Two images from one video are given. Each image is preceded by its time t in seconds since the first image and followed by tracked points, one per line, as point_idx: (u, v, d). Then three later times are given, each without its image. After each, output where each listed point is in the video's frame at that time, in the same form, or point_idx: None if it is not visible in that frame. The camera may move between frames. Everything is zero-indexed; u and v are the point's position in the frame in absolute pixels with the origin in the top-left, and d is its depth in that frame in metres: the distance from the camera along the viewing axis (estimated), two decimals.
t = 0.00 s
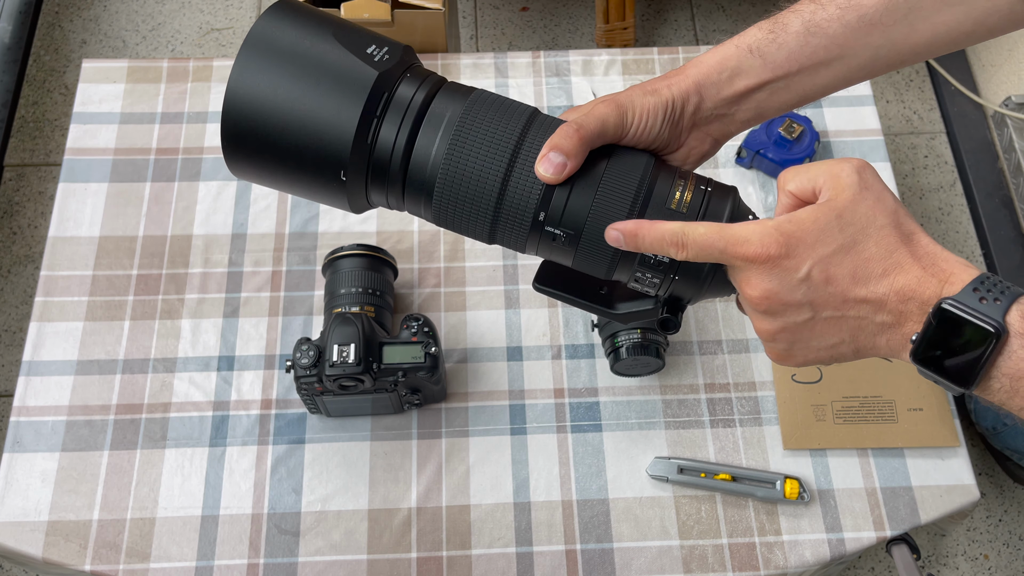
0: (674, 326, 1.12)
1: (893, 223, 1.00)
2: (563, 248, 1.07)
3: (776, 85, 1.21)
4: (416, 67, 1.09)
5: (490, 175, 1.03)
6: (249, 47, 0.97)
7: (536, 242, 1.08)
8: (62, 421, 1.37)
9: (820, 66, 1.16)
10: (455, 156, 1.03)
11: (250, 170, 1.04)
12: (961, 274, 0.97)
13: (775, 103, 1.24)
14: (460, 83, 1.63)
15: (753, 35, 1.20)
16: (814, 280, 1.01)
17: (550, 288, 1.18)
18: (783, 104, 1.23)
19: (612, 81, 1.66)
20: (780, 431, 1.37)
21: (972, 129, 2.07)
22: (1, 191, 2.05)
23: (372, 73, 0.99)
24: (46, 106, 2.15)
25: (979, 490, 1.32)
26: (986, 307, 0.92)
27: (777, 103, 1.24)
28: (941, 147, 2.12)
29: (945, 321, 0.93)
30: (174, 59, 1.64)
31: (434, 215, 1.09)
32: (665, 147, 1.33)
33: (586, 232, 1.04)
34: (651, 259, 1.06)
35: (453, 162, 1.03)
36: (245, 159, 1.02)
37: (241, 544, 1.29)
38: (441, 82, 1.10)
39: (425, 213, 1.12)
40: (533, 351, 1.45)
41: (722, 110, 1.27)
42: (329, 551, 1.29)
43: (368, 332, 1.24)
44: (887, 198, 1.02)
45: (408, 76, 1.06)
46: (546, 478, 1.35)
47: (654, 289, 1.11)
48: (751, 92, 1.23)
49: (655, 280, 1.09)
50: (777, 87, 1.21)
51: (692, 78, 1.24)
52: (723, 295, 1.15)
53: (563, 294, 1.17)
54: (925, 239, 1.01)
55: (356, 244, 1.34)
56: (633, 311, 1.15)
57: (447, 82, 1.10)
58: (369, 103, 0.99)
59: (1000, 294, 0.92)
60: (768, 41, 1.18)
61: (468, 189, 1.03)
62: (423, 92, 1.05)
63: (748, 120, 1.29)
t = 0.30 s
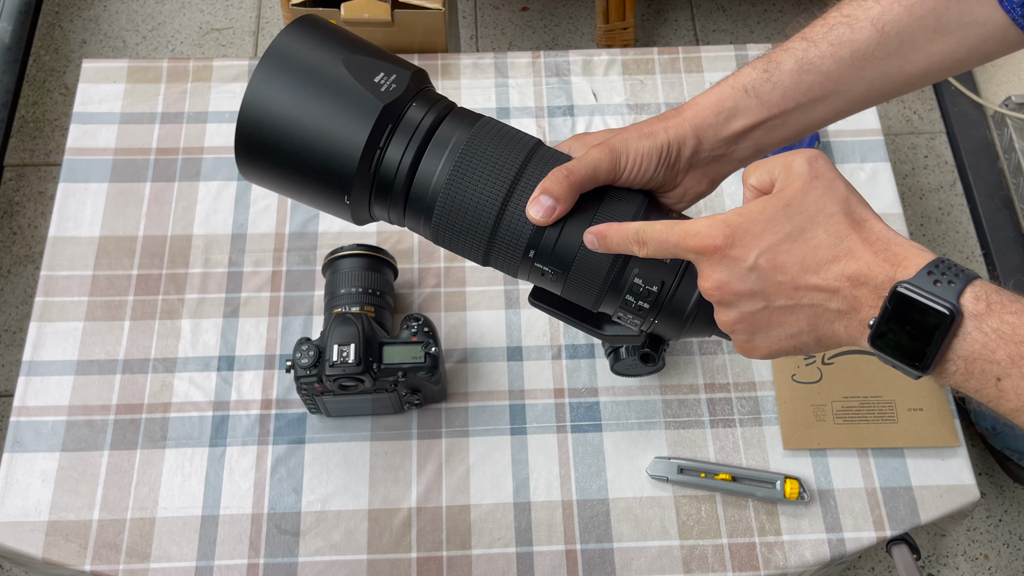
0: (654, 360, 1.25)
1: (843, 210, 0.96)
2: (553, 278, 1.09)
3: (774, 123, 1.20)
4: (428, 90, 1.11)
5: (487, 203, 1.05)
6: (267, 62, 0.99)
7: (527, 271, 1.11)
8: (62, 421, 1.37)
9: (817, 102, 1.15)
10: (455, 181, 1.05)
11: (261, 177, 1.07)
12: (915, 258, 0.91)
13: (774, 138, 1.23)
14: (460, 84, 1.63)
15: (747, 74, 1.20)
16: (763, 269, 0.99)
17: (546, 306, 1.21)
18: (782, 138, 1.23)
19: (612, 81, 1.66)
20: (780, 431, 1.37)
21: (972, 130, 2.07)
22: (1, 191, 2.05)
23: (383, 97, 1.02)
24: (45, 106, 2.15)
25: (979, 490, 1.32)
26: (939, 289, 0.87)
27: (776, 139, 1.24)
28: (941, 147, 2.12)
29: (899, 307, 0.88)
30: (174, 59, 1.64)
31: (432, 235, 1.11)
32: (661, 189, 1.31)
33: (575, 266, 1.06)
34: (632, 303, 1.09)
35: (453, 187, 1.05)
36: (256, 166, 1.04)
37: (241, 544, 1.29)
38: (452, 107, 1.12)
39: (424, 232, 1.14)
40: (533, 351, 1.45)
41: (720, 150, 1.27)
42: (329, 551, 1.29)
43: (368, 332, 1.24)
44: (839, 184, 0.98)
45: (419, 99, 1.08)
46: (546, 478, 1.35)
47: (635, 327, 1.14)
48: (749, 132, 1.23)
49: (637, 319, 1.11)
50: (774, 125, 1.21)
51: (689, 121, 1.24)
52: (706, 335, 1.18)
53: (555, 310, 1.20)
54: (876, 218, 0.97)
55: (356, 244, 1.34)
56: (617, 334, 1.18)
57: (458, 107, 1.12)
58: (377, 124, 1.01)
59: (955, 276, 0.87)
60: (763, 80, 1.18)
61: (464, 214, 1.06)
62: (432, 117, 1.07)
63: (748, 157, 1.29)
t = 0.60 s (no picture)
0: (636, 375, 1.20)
1: (828, 213, 0.92)
2: (547, 275, 1.10)
3: (785, 144, 1.22)
4: (463, 85, 1.13)
5: (493, 196, 1.06)
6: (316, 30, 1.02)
7: (523, 266, 1.11)
8: (62, 421, 1.37)
9: (827, 124, 1.17)
10: (466, 170, 1.06)
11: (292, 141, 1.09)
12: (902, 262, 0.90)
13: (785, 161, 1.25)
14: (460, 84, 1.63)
15: (761, 97, 1.23)
16: (754, 277, 0.95)
17: (546, 309, 1.24)
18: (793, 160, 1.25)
19: (612, 81, 1.66)
20: (779, 431, 1.37)
21: (972, 130, 2.06)
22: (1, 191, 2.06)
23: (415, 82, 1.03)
24: (46, 106, 2.15)
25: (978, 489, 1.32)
26: (924, 294, 0.86)
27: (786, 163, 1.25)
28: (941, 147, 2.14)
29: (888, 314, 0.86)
30: (174, 59, 1.64)
31: (439, 220, 1.13)
32: (668, 207, 1.32)
33: (570, 266, 1.06)
34: (618, 310, 1.07)
35: (463, 176, 1.06)
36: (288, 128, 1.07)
37: (241, 544, 1.29)
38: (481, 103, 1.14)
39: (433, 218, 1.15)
40: (533, 351, 1.45)
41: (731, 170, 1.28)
42: (329, 551, 1.29)
43: (368, 332, 1.24)
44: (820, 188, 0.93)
45: (451, 89, 1.10)
46: (546, 478, 1.35)
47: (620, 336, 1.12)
48: (760, 153, 1.25)
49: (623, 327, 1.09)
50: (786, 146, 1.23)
51: (701, 139, 1.26)
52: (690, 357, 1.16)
53: (551, 315, 1.23)
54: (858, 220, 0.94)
55: (356, 244, 1.34)
56: (610, 347, 1.20)
57: (488, 104, 1.14)
58: (404, 106, 1.03)
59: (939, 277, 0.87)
60: (776, 102, 1.21)
61: (470, 203, 1.07)
62: (459, 108, 1.09)
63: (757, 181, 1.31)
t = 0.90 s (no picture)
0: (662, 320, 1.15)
1: (784, 339, 0.98)
2: (558, 241, 1.06)
3: (771, 101, 1.22)
4: (432, 55, 1.08)
5: (490, 167, 1.02)
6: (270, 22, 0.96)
7: (531, 234, 1.07)
8: (62, 421, 1.37)
9: (813, 83, 1.17)
10: (458, 144, 1.02)
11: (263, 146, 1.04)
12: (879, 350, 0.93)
13: (772, 119, 1.25)
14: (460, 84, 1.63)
15: (753, 52, 1.23)
16: (771, 405, 1.07)
17: (540, 291, 1.21)
18: (779, 120, 1.25)
19: (612, 81, 1.66)
20: (779, 431, 1.37)
21: (972, 130, 2.07)
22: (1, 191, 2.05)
23: (386, 58, 0.99)
24: (45, 106, 2.15)
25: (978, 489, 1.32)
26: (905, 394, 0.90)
27: (773, 120, 1.25)
28: (941, 147, 2.12)
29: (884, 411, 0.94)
30: (174, 59, 1.64)
31: (436, 200, 1.09)
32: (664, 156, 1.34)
33: (581, 225, 1.02)
34: (647, 245, 1.01)
35: (455, 149, 1.02)
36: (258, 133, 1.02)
37: (241, 544, 1.29)
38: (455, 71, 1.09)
39: (427, 199, 1.11)
40: (533, 351, 1.45)
41: (723, 123, 1.29)
42: (329, 551, 1.29)
43: (368, 332, 1.24)
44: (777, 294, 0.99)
45: (422, 62, 1.05)
46: (546, 478, 1.35)
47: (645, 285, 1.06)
48: (748, 108, 1.25)
49: (647, 271, 1.03)
50: (774, 103, 1.22)
51: (695, 90, 1.27)
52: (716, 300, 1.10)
53: (554, 297, 1.20)
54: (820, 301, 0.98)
55: (356, 244, 1.34)
56: (623, 317, 1.17)
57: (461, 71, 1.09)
58: (380, 86, 0.99)
59: (920, 361, 0.89)
60: (765, 59, 1.21)
61: (468, 176, 1.03)
62: (435, 80, 1.04)
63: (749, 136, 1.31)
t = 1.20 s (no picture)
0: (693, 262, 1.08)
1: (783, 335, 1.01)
2: (564, 206, 1.01)
3: (731, 51, 1.28)
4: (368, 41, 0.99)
5: (473, 150, 0.95)
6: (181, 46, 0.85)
7: (531, 208, 1.02)
8: (62, 421, 1.37)
9: (774, 33, 1.23)
10: (431, 130, 0.94)
11: (202, 186, 0.93)
12: (874, 338, 0.95)
13: (732, 70, 1.31)
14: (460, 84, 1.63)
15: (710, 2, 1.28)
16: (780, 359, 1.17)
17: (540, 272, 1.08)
18: (740, 72, 1.31)
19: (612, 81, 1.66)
20: (779, 431, 1.37)
21: (972, 130, 2.07)
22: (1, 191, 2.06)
23: (326, 55, 0.90)
24: (46, 106, 2.15)
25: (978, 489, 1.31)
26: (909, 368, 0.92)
27: (733, 70, 1.31)
28: (941, 147, 2.12)
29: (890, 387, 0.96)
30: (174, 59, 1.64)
31: (416, 198, 1.01)
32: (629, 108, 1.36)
33: (585, 180, 0.98)
34: (663, 179, 0.98)
35: (430, 137, 0.94)
36: (195, 173, 0.90)
37: (241, 544, 1.29)
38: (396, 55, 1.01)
39: (403, 199, 1.03)
40: (533, 351, 1.45)
41: (686, 73, 1.33)
42: (329, 551, 1.29)
43: (368, 332, 1.24)
44: (771, 300, 0.99)
45: (360, 51, 0.96)
46: (546, 478, 1.35)
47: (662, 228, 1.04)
48: (708, 57, 1.30)
49: (665, 209, 1.00)
50: (734, 52, 1.28)
51: (656, 38, 1.30)
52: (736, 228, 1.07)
53: (559, 277, 1.09)
54: (810, 304, 0.99)
55: (356, 245, 1.34)
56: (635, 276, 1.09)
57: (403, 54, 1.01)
58: (328, 85, 0.90)
59: (922, 334, 0.92)
60: (724, 8, 1.26)
61: (451, 162, 0.95)
62: (383, 68, 0.96)
63: (708, 87, 1.36)
